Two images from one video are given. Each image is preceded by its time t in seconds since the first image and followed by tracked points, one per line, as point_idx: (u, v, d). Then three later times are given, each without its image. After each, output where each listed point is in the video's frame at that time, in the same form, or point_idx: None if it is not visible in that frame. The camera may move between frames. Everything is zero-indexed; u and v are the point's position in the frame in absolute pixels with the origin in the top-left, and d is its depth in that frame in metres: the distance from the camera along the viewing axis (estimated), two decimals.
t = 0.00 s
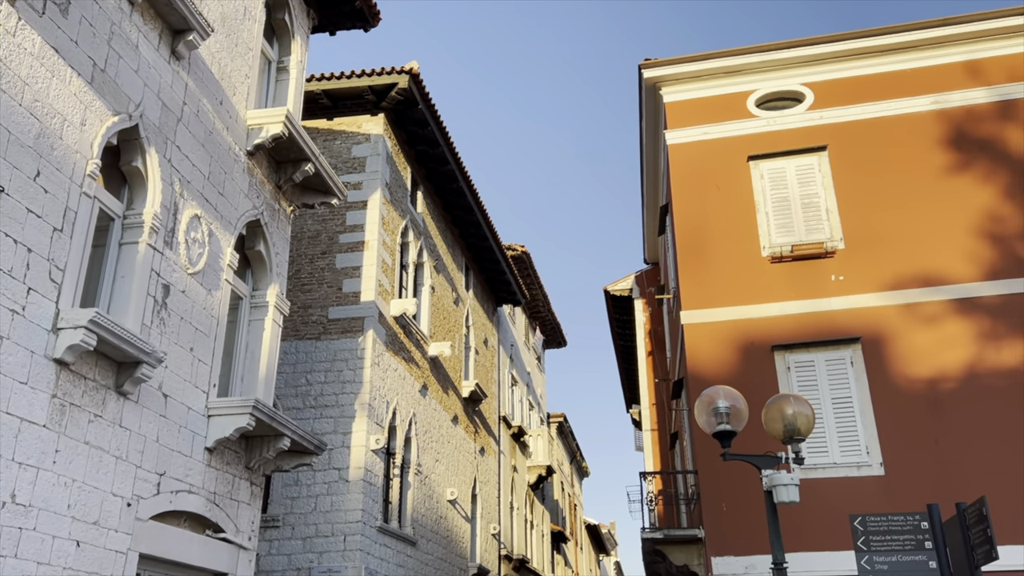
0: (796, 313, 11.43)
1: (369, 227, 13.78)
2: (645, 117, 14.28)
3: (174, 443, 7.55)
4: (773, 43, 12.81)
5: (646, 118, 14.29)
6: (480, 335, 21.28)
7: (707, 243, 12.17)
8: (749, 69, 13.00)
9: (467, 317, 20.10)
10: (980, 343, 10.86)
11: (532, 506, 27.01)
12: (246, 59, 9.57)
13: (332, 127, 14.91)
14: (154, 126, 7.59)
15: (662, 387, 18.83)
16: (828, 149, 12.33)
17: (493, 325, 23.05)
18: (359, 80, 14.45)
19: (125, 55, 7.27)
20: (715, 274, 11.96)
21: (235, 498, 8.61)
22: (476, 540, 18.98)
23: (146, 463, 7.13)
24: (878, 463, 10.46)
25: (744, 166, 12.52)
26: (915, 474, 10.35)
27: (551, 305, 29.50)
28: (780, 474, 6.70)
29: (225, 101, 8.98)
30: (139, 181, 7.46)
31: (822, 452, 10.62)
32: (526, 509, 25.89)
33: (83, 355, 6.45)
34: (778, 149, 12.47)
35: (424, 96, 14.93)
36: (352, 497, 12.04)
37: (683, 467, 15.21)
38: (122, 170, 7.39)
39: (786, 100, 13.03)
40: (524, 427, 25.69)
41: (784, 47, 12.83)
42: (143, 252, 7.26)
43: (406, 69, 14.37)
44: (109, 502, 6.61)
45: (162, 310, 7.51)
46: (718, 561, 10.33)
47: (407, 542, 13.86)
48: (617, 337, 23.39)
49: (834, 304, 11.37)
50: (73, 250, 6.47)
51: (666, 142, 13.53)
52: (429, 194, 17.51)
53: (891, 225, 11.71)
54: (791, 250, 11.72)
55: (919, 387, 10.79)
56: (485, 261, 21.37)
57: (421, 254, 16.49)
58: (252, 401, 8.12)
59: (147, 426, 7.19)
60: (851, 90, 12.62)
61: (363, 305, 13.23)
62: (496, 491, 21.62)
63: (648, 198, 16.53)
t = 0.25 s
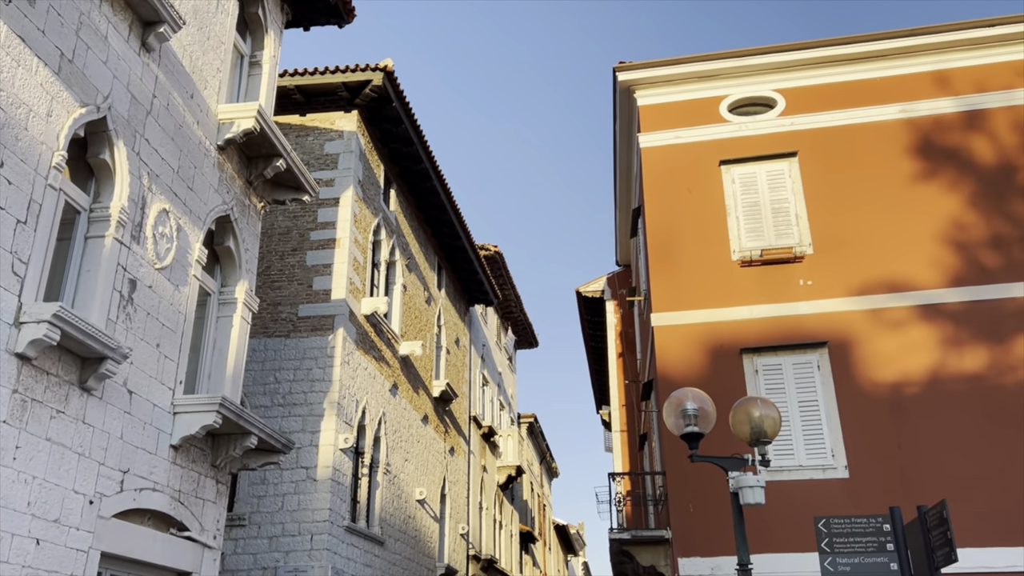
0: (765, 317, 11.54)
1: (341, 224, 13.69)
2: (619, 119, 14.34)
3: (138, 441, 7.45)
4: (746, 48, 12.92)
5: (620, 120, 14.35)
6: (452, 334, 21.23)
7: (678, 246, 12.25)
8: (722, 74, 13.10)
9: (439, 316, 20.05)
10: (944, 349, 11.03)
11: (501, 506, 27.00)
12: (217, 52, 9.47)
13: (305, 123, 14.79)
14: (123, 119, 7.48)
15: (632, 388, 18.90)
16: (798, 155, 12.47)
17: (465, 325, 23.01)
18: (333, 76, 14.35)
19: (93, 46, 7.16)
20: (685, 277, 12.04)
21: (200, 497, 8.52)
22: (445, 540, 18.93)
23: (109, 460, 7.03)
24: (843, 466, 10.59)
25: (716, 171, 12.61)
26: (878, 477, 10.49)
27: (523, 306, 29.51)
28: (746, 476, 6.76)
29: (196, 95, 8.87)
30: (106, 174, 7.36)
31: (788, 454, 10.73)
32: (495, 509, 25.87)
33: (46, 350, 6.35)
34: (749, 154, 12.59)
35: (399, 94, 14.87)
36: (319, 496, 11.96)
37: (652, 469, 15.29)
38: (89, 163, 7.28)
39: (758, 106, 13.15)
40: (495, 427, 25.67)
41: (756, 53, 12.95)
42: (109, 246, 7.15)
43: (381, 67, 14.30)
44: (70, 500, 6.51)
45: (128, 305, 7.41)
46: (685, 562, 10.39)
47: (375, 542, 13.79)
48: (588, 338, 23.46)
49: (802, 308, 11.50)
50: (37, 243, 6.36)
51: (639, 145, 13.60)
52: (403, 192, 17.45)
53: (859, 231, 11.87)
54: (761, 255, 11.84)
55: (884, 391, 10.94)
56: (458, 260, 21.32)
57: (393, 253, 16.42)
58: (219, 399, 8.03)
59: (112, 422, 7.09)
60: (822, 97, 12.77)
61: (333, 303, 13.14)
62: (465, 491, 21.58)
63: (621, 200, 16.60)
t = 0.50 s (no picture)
0: (735, 320, 11.64)
1: (313, 221, 13.60)
2: (594, 121, 14.39)
3: (103, 437, 7.34)
4: (720, 53, 13.02)
5: (595, 122, 14.39)
6: (424, 333, 21.16)
7: (650, 248, 12.31)
8: (696, 78, 13.20)
9: (412, 315, 19.98)
10: (909, 354, 11.19)
11: (471, 506, 26.95)
12: (189, 45, 9.37)
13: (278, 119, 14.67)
14: (91, 111, 7.38)
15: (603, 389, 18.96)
16: (770, 160, 12.59)
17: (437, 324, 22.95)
18: (307, 71, 14.23)
19: (62, 36, 7.05)
20: (657, 280, 12.11)
21: (165, 494, 8.41)
22: (413, 539, 18.86)
23: (72, 457, 6.92)
24: (809, 468, 10.70)
25: (689, 174, 12.70)
26: (844, 479, 10.62)
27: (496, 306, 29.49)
28: (713, 477, 6.81)
29: (167, 87, 8.77)
30: (74, 167, 7.25)
31: (756, 456, 10.83)
32: (465, 509, 25.83)
33: (8, 344, 6.23)
34: (722, 158, 12.69)
35: (374, 91, 14.81)
36: (287, 495, 11.86)
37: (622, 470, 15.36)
38: (56, 154, 7.17)
39: (732, 110, 13.26)
40: (466, 427, 25.62)
41: (730, 59, 13.05)
42: (75, 239, 7.05)
43: (356, 63, 14.21)
44: (31, 497, 6.40)
45: (94, 300, 7.30)
46: (653, 563, 10.44)
47: (343, 541, 13.70)
48: (561, 339, 23.50)
49: (771, 312, 11.61)
50: (1, 235, 6.24)
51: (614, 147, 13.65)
52: (376, 190, 17.36)
53: (828, 236, 12.00)
54: (732, 258, 11.93)
55: (851, 394, 11.08)
56: (431, 259, 21.25)
57: (366, 251, 16.33)
58: (186, 396, 7.94)
59: (75, 418, 6.98)
60: (794, 103, 12.90)
61: (304, 300, 13.04)
62: (435, 491, 21.52)
63: (594, 202, 16.66)
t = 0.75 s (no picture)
0: (697, 323, 11.75)
1: (277, 216, 13.46)
2: (562, 123, 14.42)
3: (56, 432, 7.19)
4: (688, 59, 13.13)
5: (563, 124, 14.43)
6: (388, 332, 21.04)
7: (615, 251, 12.37)
8: (663, 83, 13.30)
9: (376, 313, 19.85)
10: (866, 359, 11.38)
11: (432, 505, 26.85)
12: (153, 35, 9.22)
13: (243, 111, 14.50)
14: (50, 99, 7.23)
15: (566, 390, 19.00)
16: (734, 166, 12.72)
17: (401, 322, 22.84)
18: (273, 65, 14.07)
19: (21, 22, 6.89)
20: (621, 282, 12.17)
21: (120, 491, 8.27)
22: (373, 538, 18.75)
23: (24, 452, 6.77)
24: (767, 471, 10.84)
25: (655, 178, 12.78)
26: (800, 482, 10.77)
27: (461, 306, 29.41)
28: (673, 478, 6.88)
29: (129, 77, 8.62)
30: (30, 156, 7.09)
31: (715, 458, 10.94)
32: (426, 508, 25.73)
33: None
34: (687, 163, 12.79)
35: (341, 86, 14.70)
36: (245, 493, 11.72)
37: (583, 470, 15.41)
38: (13, 142, 7.01)
39: (698, 116, 13.38)
40: (428, 426, 25.53)
41: (697, 64, 13.17)
42: (31, 229, 6.90)
43: (323, 58, 14.08)
44: None
45: (50, 292, 7.15)
46: (612, 563, 10.50)
47: (302, 540, 13.57)
48: (525, 339, 23.52)
49: (733, 316, 11.73)
50: None
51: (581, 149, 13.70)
52: (342, 186, 17.23)
53: (789, 242, 12.17)
54: (695, 262, 12.04)
55: (809, 398, 11.23)
56: (396, 257, 21.13)
57: (330, 247, 16.20)
58: (144, 391, 7.81)
59: (28, 412, 6.83)
60: (758, 110, 13.06)
61: (266, 296, 12.90)
62: (396, 490, 21.41)
63: (561, 203, 16.70)
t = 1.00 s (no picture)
0: (661, 325, 11.83)
1: (241, 211, 13.31)
2: (531, 123, 14.44)
3: (8, 427, 7.03)
4: (657, 63, 13.23)
5: (531, 124, 14.44)
6: (352, 329, 20.90)
7: (582, 252, 12.42)
8: (632, 86, 13.38)
9: (340, 311, 19.71)
10: (826, 363, 11.54)
11: (394, 504, 26.71)
12: (117, 24, 9.07)
13: (208, 104, 14.31)
14: (8, 86, 7.07)
15: (530, 390, 19.01)
16: (700, 170, 12.84)
17: (366, 320, 22.70)
18: (240, 57, 13.89)
19: None
20: (587, 283, 12.22)
21: (74, 487, 8.12)
22: (334, 537, 18.61)
23: None
24: (728, 472, 10.95)
25: (622, 180, 12.85)
26: (760, 484, 10.89)
27: (427, 305, 29.31)
28: (635, 479, 6.93)
29: (92, 66, 8.47)
30: None
31: (676, 459, 11.02)
32: (388, 507, 25.58)
33: None
34: (655, 166, 12.88)
35: (308, 80, 14.57)
36: (204, 490, 11.56)
37: (547, 470, 15.44)
38: None
39: (665, 120, 13.48)
40: (392, 425, 25.40)
41: (666, 69, 13.28)
42: None
43: (291, 52, 13.94)
44: None
45: (4, 283, 6.99)
46: (573, 563, 10.54)
47: (261, 539, 13.43)
48: (491, 339, 23.50)
49: (697, 319, 11.83)
50: None
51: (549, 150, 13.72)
52: (308, 182, 17.08)
53: (753, 246, 12.30)
54: (660, 265, 12.12)
55: (769, 401, 11.37)
56: (362, 254, 20.99)
57: (295, 243, 16.05)
58: (101, 385, 7.67)
59: None
60: (725, 115, 13.19)
61: (229, 291, 12.74)
62: (358, 488, 21.27)
63: (529, 204, 16.72)
